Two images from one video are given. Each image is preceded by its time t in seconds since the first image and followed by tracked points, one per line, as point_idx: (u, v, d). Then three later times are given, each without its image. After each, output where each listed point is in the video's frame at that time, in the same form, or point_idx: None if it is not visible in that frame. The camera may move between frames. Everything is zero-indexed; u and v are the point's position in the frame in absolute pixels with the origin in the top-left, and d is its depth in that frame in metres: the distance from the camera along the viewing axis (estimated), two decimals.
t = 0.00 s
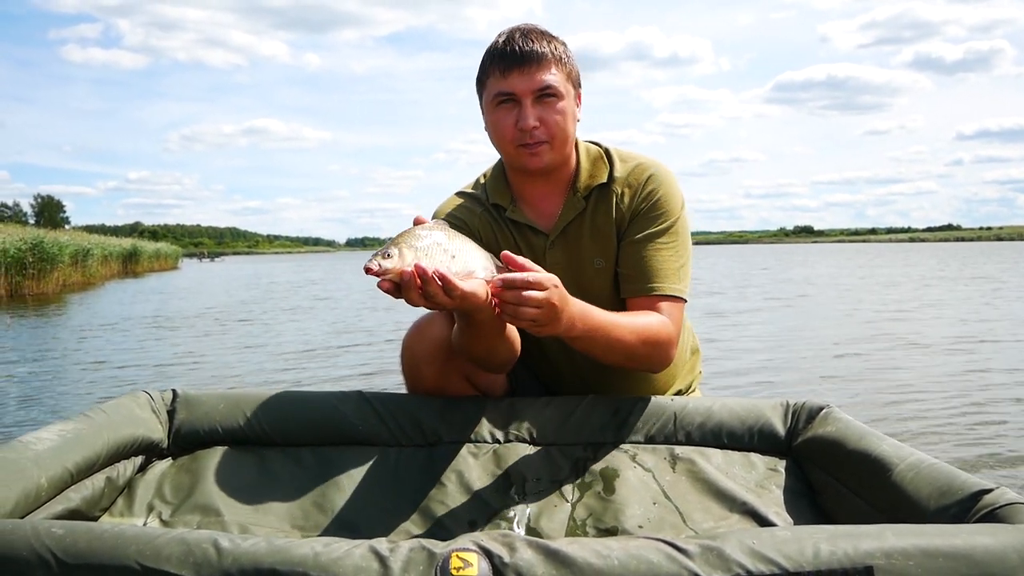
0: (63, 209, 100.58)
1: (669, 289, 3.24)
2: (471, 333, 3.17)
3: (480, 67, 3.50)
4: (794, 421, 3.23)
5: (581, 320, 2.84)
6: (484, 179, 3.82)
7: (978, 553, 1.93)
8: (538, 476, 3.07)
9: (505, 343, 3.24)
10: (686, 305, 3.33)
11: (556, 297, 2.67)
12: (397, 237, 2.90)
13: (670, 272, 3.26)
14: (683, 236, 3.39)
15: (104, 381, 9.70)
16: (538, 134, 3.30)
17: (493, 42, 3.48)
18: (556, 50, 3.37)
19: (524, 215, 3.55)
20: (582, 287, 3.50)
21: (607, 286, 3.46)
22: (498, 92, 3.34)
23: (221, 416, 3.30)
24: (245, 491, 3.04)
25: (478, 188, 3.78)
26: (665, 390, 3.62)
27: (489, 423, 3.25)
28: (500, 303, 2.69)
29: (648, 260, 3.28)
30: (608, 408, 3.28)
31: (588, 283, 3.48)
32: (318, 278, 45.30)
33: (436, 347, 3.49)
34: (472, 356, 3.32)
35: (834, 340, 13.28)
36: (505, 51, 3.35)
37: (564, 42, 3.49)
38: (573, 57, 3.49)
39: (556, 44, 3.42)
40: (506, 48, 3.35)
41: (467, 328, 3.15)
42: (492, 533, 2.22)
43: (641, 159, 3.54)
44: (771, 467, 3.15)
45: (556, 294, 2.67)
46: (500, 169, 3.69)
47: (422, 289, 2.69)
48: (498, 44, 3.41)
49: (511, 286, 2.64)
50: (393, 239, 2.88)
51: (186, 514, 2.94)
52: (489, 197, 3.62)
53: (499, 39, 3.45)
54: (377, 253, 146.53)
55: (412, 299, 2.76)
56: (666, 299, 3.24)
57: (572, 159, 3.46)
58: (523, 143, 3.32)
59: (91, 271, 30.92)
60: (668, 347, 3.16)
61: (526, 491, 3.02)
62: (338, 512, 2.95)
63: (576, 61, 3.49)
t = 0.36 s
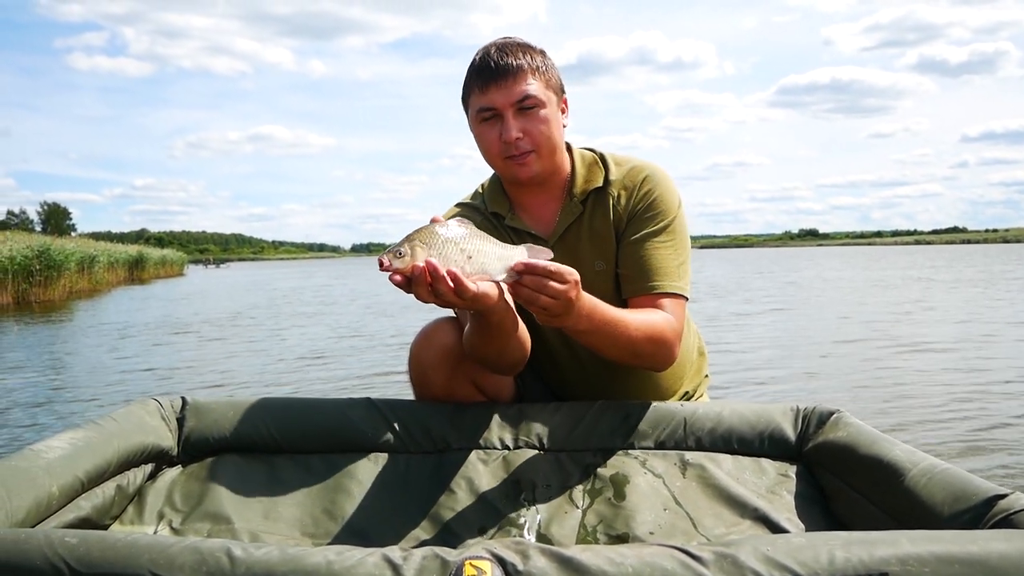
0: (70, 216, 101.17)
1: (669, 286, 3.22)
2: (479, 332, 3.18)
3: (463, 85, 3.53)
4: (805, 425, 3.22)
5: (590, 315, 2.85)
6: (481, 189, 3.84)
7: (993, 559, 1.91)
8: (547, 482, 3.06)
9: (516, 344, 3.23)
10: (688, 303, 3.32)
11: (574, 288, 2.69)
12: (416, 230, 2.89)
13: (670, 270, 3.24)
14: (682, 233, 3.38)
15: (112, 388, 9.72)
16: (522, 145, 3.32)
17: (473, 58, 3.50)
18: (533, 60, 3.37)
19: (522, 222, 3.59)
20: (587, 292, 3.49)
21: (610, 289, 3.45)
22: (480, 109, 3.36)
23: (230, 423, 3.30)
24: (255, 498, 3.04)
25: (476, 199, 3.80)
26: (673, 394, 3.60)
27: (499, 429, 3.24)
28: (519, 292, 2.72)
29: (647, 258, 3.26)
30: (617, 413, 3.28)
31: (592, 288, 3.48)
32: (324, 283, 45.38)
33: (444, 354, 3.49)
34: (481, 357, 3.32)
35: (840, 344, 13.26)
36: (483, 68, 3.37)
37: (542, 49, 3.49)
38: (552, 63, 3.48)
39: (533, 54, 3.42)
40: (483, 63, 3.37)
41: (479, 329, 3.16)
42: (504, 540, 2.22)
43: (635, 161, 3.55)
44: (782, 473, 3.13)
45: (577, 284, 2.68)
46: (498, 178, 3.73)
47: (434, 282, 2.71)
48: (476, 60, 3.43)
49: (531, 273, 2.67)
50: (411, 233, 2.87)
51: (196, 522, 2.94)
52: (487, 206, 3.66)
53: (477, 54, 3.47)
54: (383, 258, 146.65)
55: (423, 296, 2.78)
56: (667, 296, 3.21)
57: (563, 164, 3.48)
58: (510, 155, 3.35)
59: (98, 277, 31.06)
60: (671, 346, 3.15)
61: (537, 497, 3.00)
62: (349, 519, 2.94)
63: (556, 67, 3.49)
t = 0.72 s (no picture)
0: (73, 223, 101.31)
1: (667, 289, 3.22)
2: (486, 341, 3.22)
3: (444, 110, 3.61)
4: (809, 435, 3.23)
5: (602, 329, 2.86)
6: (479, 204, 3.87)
7: (997, 571, 1.92)
8: (554, 492, 3.08)
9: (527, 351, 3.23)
10: (686, 306, 3.32)
11: (597, 307, 2.71)
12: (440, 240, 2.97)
13: (668, 273, 3.25)
14: (677, 239, 3.40)
15: (117, 394, 9.74)
16: (507, 161, 3.37)
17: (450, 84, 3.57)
18: (506, 77, 3.43)
19: (520, 236, 3.63)
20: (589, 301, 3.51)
21: (610, 298, 3.46)
22: (461, 131, 3.42)
23: (238, 433, 3.31)
24: (262, 507, 3.06)
25: (475, 213, 3.83)
26: (675, 403, 3.61)
27: (506, 440, 3.26)
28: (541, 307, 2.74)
29: (644, 263, 3.27)
30: (621, 423, 3.29)
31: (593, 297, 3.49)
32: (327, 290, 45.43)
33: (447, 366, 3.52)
34: (490, 366, 3.34)
35: (843, 351, 13.26)
36: (459, 92, 3.43)
37: (515, 65, 3.54)
38: (527, 78, 3.53)
39: (506, 72, 3.48)
40: (458, 88, 3.43)
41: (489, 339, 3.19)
42: (512, 552, 2.24)
43: (628, 171, 3.59)
44: (787, 483, 3.14)
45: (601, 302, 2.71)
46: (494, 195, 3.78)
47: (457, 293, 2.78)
48: (452, 86, 3.50)
49: (556, 288, 2.68)
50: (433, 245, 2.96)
51: (204, 531, 2.95)
52: (485, 220, 3.71)
53: (454, 81, 3.54)
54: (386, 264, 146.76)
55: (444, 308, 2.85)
56: (664, 297, 3.21)
57: (552, 175, 3.52)
58: (496, 172, 3.40)
59: (102, 284, 31.15)
60: (672, 348, 3.13)
61: (543, 507, 3.02)
62: (357, 529, 2.96)
63: (531, 80, 3.53)
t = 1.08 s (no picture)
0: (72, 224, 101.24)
1: (664, 282, 3.23)
2: (479, 348, 3.21)
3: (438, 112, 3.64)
4: (807, 435, 3.25)
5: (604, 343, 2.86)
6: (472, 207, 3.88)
7: (991, 570, 1.93)
8: (553, 493, 3.09)
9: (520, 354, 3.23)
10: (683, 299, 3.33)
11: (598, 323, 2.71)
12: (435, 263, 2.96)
13: (663, 268, 3.26)
14: (671, 235, 3.42)
15: (116, 395, 9.76)
16: (501, 160, 3.40)
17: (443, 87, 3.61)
18: (499, 78, 3.47)
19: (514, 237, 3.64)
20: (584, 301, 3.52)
21: (607, 297, 3.48)
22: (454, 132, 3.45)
23: (237, 434, 3.33)
24: (262, 508, 3.07)
25: (469, 217, 3.83)
26: (671, 401, 3.62)
27: (504, 441, 3.27)
28: (538, 326, 2.74)
29: (640, 259, 3.28)
30: (619, 424, 3.30)
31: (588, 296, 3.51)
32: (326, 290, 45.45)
33: (442, 369, 3.53)
34: (485, 370, 3.35)
35: (841, 351, 13.29)
36: (452, 93, 3.47)
37: (507, 68, 3.59)
38: (519, 80, 3.58)
39: (499, 73, 3.52)
40: (452, 89, 3.47)
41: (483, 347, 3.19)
42: (510, 552, 2.25)
43: (619, 170, 3.61)
44: (784, 483, 3.16)
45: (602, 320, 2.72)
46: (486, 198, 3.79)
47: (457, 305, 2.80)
48: (445, 88, 3.54)
49: (554, 305, 2.69)
50: (428, 269, 2.95)
51: (204, 532, 2.96)
52: (479, 224, 3.71)
53: (447, 83, 3.58)
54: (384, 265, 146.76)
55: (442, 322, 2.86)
56: (662, 289, 3.22)
57: (546, 176, 3.54)
58: (490, 171, 3.42)
59: (100, 285, 31.13)
60: (674, 343, 3.13)
61: (541, 508, 3.03)
62: (356, 530, 2.97)
63: (523, 83, 3.58)
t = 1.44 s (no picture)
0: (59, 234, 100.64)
1: (652, 275, 3.24)
2: (466, 349, 3.20)
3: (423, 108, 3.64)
4: (799, 422, 3.26)
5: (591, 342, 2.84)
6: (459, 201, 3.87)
7: (984, 549, 1.93)
8: (548, 487, 3.08)
9: (507, 354, 3.22)
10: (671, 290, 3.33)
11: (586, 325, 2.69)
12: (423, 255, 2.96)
13: (651, 260, 3.26)
14: (659, 226, 3.42)
15: (109, 403, 9.71)
16: (485, 154, 3.39)
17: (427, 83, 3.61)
18: (482, 72, 3.47)
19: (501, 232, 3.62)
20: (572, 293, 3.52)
21: (595, 289, 3.47)
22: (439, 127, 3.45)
23: (229, 437, 3.31)
24: (256, 511, 3.06)
25: (455, 211, 3.83)
26: (664, 391, 3.62)
27: (497, 436, 3.27)
28: (526, 327, 2.74)
29: (628, 251, 3.27)
30: (611, 416, 3.30)
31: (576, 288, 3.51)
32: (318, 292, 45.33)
33: (432, 365, 3.52)
34: (474, 369, 3.34)
35: (834, 336, 13.32)
36: (436, 87, 3.47)
37: (491, 62, 3.58)
38: (502, 74, 3.57)
39: (483, 67, 3.52)
40: (436, 83, 3.48)
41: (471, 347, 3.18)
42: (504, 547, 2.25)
43: (604, 160, 3.61)
44: (778, 469, 3.16)
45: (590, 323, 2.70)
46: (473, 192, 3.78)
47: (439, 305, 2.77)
48: (430, 83, 3.54)
49: (541, 306, 2.67)
50: (416, 260, 2.94)
51: (197, 537, 2.95)
52: (465, 217, 3.70)
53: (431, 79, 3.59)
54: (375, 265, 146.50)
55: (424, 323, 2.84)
56: (649, 283, 3.22)
57: (530, 169, 3.52)
58: (474, 165, 3.41)
59: (89, 294, 31.00)
60: (663, 337, 3.13)
61: (536, 502, 3.03)
62: (350, 531, 2.95)
63: (506, 76, 3.57)
